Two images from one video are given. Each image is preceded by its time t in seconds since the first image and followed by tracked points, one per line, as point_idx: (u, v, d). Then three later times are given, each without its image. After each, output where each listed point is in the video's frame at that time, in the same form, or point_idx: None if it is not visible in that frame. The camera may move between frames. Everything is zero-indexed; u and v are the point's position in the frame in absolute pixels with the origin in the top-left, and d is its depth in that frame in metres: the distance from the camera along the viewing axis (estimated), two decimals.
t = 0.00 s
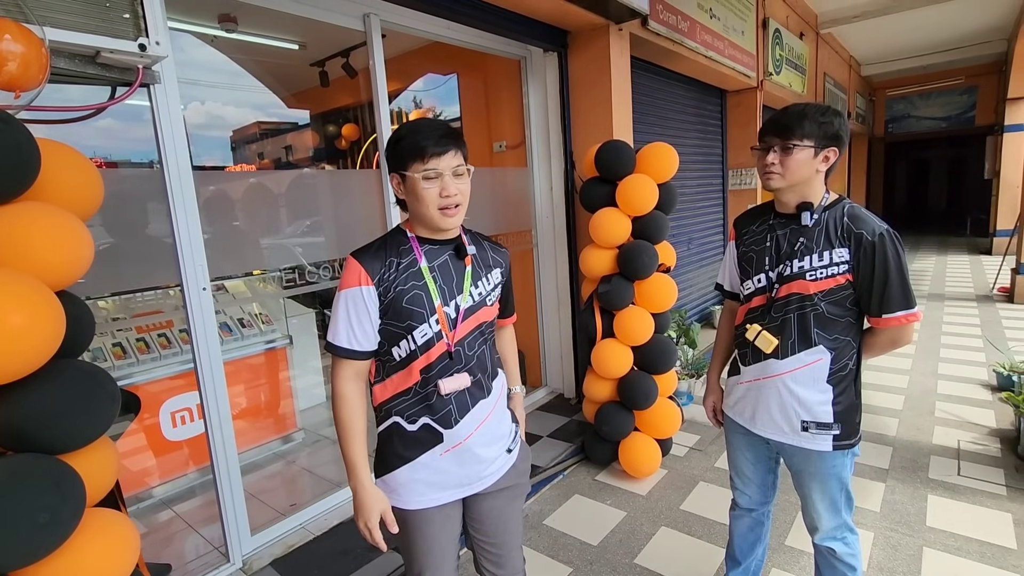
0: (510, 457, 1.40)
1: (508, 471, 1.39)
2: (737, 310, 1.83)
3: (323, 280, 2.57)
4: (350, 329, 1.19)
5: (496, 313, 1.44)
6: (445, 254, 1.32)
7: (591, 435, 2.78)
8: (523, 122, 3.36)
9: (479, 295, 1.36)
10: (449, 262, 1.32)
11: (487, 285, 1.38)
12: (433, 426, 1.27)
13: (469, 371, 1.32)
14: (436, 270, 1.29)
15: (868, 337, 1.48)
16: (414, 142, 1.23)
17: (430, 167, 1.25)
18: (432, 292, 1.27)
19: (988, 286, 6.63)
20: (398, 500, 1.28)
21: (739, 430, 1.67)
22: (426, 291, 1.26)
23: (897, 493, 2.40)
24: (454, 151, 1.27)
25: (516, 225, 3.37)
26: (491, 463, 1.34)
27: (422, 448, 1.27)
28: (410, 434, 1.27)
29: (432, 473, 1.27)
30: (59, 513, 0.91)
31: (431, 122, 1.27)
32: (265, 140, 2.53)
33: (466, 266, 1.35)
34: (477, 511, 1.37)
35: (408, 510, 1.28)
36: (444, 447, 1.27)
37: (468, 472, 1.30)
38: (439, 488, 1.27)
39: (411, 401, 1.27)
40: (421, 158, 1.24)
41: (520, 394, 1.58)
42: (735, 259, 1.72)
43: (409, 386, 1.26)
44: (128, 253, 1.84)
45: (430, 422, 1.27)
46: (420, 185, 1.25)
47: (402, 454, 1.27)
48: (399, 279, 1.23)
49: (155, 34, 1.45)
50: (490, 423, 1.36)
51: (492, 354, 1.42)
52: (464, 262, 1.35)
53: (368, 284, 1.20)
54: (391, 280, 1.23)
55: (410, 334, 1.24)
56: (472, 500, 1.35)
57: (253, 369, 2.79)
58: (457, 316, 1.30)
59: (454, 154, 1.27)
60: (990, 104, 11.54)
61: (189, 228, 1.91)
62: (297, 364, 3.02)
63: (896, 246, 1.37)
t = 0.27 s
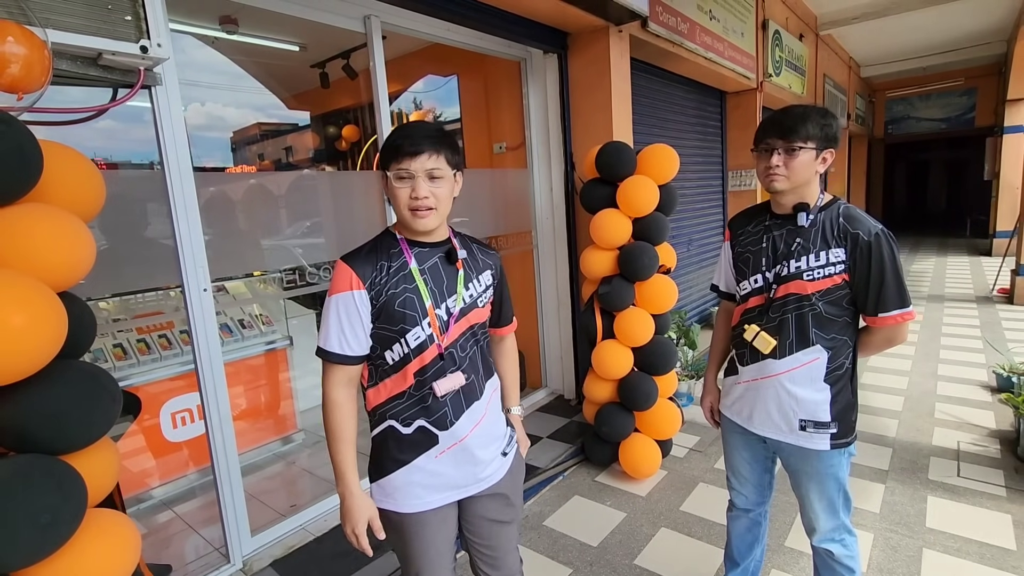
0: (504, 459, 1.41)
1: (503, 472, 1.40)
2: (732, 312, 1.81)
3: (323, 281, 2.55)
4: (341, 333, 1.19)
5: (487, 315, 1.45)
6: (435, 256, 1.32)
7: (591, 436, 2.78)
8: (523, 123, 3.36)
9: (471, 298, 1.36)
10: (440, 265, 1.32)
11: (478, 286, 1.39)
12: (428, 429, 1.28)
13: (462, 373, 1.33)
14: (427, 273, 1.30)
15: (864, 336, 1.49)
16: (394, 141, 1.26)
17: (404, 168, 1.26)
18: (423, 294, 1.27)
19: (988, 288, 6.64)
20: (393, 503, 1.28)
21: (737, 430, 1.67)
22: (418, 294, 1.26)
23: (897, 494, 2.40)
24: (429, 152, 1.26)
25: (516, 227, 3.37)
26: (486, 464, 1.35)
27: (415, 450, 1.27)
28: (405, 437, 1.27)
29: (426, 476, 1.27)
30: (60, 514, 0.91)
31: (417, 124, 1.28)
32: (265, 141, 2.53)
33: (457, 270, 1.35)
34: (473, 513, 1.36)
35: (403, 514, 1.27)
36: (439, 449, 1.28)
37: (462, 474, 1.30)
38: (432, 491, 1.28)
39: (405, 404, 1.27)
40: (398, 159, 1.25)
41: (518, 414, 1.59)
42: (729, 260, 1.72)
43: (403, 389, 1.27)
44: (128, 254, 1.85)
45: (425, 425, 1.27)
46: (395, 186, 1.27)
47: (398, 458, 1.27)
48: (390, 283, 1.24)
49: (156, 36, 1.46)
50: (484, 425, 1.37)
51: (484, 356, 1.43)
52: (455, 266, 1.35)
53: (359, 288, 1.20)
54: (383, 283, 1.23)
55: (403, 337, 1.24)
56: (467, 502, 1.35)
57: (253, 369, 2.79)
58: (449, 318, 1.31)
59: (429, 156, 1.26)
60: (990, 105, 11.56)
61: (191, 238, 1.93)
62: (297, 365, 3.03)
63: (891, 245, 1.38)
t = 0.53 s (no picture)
0: (494, 461, 1.40)
1: (494, 473, 1.39)
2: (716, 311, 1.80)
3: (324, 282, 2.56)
4: (327, 336, 1.21)
5: (478, 316, 1.43)
6: (422, 259, 1.32)
7: (592, 437, 2.78)
8: (523, 123, 3.36)
9: (459, 299, 1.35)
10: (427, 266, 1.31)
11: (467, 287, 1.37)
12: (414, 431, 1.28)
13: (448, 376, 1.31)
14: (412, 275, 1.29)
15: (844, 332, 1.51)
16: (372, 145, 1.26)
17: (383, 173, 1.26)
18: (408, 297, 1.27)
19: (989, 288, 6.64)
20: (384, 505, 1.28)
21: (724, 428, 1.66)
22: (403, 297, 1.26)
23: (898, 494, 2.40)
24: (406, 155, 1.26)
25: (517, 228, 3.37)
26: (476, 466, 1.34)
27: (404, 451, 1.27)
28: (392, 439, 1.28)
29: (416, 478, 1.27)
30: (60, 514, 0.91)
31: (399, 126, 1.29)
32: (266, 142, 2.53)
33: (446, 271, 1.34)
34: (469, 512, 1.36)
35: (393, 515, 1.28)
36: (427, 451, 1.28)
37: (451, 476, 1.30)
38: (422, 493, 1.27)
39: (392, 406, 1.28)
40: (377, 163, 1.26)
41: (523, 397, 1.57)
42: (712, 261, 1.72)
43: (390, 392, 1.27)
44: (128, 255, 1.85)
45: (411, 428, 1.27)
46: (375, 191, 1.27)
47: (387, 459, 1.28)
48: (375, 286, 1.24)
49: (157, 37, 1.46)
50: (472, 427, 1.36)
51: (474, 358, 1.41)
52: (443, 267, 1.34)
53: (343, 292, 1.21)
54: (367, 287, 1.23)
55: (389, 340, 1.24)
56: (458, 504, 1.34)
57: (253, 370, 2.79)
58: (435, 321, 1.30)
59: (406, 158, 1.26)
60: (990, 105, 11.56)
61: (191, 241, 1.93)
62: (297, 366, 3.04)
63: (869, 244, 1.40)
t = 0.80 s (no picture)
0: (489, 460, 1.40)
1: (489, 472, 1.39)
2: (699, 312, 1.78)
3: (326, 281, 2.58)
4: (321, 341, 1.22)
5: (471, 316, 1.42)
6: (413, 261, 1.31)
7: (594, 437, 2.78)
8: (525, 122, 3.36)
9: (451, 300, 1.34)
10: (418, 269, 1.31)
11: (458, 288, 1.36)
12: (409, 433, 1.28)
13: (441, 379, 1.31)
14: (404, 278, 1.28)
15: (822, 327, 1.53)
16: (364, 148, 1.24)
17: (376, 175, 1.25)
18: (401, 300, 1.26)
19: (991, 287, 6.62)
20: (378, 505, 1.29)
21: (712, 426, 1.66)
22: (395, 300, 1.25)
23: (900, 494, 2.39)
24: (399, 158, 1.25)
25: (518, 227, 3.38)
26: (469, 466, 1.34)
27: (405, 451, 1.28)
28: (387, 441, 1.28)
29: (410, 479, 1.27)
30: (62, 515, 0.91)
31: (391, 127, 1.28)
32: (267, 142, 2.53)
33: (437, 272, 1.33)
34: (466, 509, 1.36)
35: (388, 515, 1.28)
36: (421, 452, 1.28)
37: (443, 477, 1.30)
38: (414, 495, 1.27)
39: (388, 409, 1.27)
40: (368, 165, 1.25)
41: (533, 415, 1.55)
42: (691, 264, 1.70)
43: (384, 395, 1.27)
44: (130, 256, 1.85)
45: (407, 429, 1.28)
46: (366, 194, 1.26)
47: (382, 460, 1.28)
48: (367, 290, 1.23)
49: (158, 38, 1.46)
50: (466, 428, 1.35)
51: (467, 358, 1.41)
52: (434, 269, 1.33)
53: (335, 298, 1.21)
54: (359, 291, 1.23)
55: (382, 344, 1.24)
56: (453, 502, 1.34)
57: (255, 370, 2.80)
58: (428, 323, 1.29)
59: (399, 162, 1.25)
60: (993, 105, 11.54)
61: (194, 243, 1.93)
62: (299, 366, 3.04)
63: (842, 243, 1.43)
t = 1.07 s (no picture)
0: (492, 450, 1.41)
1: (493, 462, 1.41)
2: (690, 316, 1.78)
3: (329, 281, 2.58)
4: (322, 342, 1.20)
5: (470, 313, 1.43)
6: (412, 260, 1.31)
7: (596, 437, 2.77)
8: (528, 122, 3.35)
9: (451, 298, 1.34)
10: (417, 268, 1.30)
11: (458, 286, 1.36)
12: (416, 429, 1.28)
13: (443, 377, 1.31)
14: (405, 278, 1.28)
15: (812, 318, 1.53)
16: (368, 141, 1.24)
17: (382, 167, 1.24)
18: (402, 300, 1.26)
19: (994, 288, 6.61)
20: (385, 503, 1.29)
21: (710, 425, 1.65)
22: (396, 301, 1.25)
23: (902, 494, 2.39)
24: (407, 150, 1.26)
25: (520, 227, 3.38)
26: (472, 459, 1.35)
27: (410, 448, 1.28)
28: (394, 439, 1.28)
29: (416, 474, 1.28)
30: (65, 515, 0.91)
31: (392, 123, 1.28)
32: (268, 142, 2.54)
33: (435, 270, 1.33)
34: (474, 495, 1.37)
35: (395, 512, 1.29)
36: (428, 448, 1.29)
37: (447, 472, 1.31)
38: (420, 490, 1.28)
39: (393, 408, 1.27)
40: (374, 156, 1.24)
41: (511, 413, 1.57)
42: (678, 268, 1.71)
43: (388, 394, 1.27)
44: (132, 256, 1.85)
45: (413, 426, 1.28)
46: (373, 185, 1.25)
47: (387, 455, 1.28)
48: (368, 292, 1.23)
49: (161, 38, 1.46)
50: (469, 422, 1.36)
51: (468, 353, 1.42)
52: (433, 267, 1.33)
53: (338, 299, 1.20)
54: (361, 293, 1.23)
55: (386, 344, 1.24)
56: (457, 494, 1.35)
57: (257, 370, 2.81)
58: (429, 322, 1.29)
59: (407, 154, 1.26)
60: (995, 105, 11.51)
61: (197, 244, 1.94)
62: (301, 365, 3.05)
63: (824, 236, 1.44)
